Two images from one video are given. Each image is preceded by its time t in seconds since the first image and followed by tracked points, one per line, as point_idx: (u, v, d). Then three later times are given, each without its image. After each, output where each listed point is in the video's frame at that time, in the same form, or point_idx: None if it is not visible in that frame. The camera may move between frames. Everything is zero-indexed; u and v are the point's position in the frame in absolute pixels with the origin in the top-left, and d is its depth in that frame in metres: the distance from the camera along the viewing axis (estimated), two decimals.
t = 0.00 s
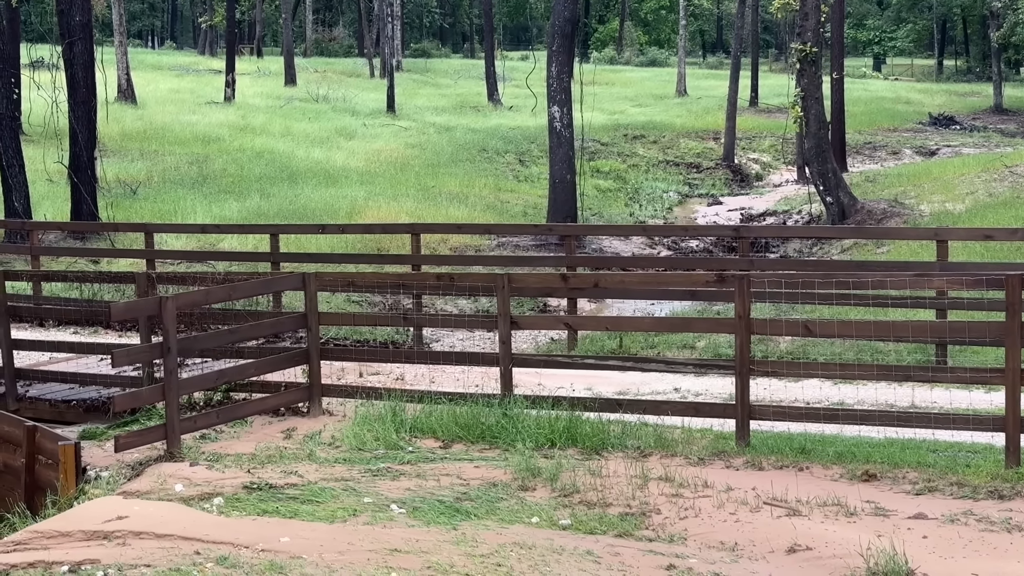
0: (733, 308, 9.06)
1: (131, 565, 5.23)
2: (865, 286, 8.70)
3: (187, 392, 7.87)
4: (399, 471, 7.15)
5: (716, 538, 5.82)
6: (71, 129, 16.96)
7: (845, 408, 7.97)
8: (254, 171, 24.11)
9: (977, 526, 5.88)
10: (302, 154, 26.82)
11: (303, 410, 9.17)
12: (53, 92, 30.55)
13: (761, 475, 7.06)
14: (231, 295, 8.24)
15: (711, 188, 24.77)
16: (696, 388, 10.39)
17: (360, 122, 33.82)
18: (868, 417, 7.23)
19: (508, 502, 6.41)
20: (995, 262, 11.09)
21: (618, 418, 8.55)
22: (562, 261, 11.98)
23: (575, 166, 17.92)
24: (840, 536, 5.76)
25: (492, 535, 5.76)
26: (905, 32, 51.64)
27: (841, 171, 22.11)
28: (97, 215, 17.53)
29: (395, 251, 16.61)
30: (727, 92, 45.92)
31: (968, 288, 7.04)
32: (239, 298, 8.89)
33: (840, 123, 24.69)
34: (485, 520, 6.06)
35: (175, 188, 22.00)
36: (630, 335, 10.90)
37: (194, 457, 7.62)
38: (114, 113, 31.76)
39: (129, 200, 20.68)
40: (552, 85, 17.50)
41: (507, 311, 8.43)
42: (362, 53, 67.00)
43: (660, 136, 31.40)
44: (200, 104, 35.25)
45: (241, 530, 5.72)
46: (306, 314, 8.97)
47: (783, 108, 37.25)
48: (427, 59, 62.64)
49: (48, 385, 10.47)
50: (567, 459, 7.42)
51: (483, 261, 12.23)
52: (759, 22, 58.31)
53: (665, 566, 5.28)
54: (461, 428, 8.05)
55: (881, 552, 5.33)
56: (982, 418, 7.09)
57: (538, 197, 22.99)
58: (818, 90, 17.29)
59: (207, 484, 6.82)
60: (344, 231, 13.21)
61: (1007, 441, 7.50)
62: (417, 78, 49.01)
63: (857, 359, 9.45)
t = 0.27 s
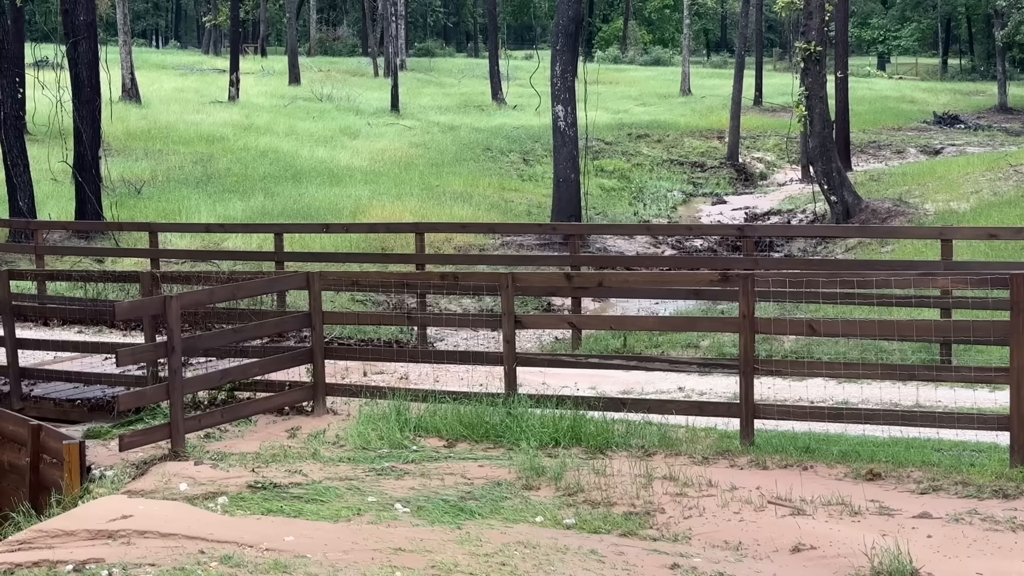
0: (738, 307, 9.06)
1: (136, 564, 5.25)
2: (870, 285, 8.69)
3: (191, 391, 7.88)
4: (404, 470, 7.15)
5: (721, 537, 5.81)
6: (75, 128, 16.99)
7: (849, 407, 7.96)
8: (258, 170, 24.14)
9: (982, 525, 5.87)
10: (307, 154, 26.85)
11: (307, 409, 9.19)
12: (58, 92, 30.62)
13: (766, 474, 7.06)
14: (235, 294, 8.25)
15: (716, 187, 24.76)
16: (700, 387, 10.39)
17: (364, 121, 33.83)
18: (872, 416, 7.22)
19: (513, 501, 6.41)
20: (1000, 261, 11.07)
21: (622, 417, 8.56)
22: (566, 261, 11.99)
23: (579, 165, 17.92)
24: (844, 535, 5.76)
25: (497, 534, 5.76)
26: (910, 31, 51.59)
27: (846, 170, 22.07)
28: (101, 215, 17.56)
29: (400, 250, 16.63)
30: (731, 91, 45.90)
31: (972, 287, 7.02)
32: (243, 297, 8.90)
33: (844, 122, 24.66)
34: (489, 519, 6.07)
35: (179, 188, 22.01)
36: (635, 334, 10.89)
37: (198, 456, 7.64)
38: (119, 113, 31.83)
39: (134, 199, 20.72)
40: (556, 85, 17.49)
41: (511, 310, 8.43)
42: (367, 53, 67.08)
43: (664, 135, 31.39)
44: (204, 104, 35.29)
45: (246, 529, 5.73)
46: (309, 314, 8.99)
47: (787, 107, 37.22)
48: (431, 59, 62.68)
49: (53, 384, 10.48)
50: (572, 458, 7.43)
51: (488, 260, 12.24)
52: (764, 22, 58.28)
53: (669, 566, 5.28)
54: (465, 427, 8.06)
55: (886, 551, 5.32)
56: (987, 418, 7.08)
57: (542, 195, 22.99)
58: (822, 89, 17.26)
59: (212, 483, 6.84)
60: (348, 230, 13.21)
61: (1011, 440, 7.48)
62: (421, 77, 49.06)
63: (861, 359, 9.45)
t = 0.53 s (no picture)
0: (740, 305, 9.05)
1: (139, 563, 5.26)
2: (873, 284, 8.68)
3: (194, 390, 7.90)
4: (406, 470, 7.16)
5: (723, 536, 5.82)
6: (78, 128, 17.01)
7: (851, 406, 7.96)
8: (261, 170, 24.16)
9: (985, 525, 5.87)
10: (309, 153, 26.87)
11: (309, 408, 9.20)
12: (61, 92, 30.66)
13: (768, 473, 7.06)
14: (238, 294, 8.25)
15: (718, 186, 24.74)
16: (703, 387, 10.39)
17: (367, 120, 33.85)
18: (875, 416, 7.21)
19: (515, 501, 6.42)
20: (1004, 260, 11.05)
21: (625, 416, 8.57)
22: (569, 260, 11.99)
23: (581, 165, 17.90)
24: (846, 534, 5.76)
25: (499, 533, 5.77)
26: (912, 30, 51.52)
27: (848, 169, 22.06)
28: (104, 215, 17.58)
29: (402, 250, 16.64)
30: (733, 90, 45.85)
31: (974, 286, 7.01)
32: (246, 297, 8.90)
33: (846, 121, 24.65)
34: (492, 518, 6.07)
35: (182, 187, 22.01)
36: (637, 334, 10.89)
37: (200, 455, 7.65)
38: (122, 113, 31.86)
39: (137, 198, 20.74)
40: (558, 85, 17.48)
41: (514, 309, 8.43)
42: (369, 53, 67.10)
43: (666, 135, 31.37)
44: (207, 104, 35.32)
45: (249, 529, 5.74)
46: (312, 313, 8.99)
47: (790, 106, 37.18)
48: (433, 58, 62.65)
49: (56, 383, 10.49)
50: (574, 457, 7.43)
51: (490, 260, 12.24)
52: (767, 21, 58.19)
53: (672, 565, 5.28)
54: (468, 427, 8.07)
55: (888, 550, 5.32)
56: (989, 417, 7.07)
57: (544, 195, 22.99)
58: (825, 89, 17.24)
59: (215, 482, 6.85)
60: (351, 230, 13.22)
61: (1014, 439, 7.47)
62: (424, 77, 49.07)
63: (864, 358, 9.44)
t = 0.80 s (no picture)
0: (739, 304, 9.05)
1: (139, 563, 5.26)
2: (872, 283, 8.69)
3: (193, 390, 7.89)
4: (406, 469, 7.16)
5: (722, 535, 5.82)
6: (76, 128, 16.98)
7: (851, 405, 7.97)
8: (259, 170, 24.15)
9: (984, 523, 5.87)
10: (307, 153, 26.86)
11: (308, 408, 9.20)
12: (59, 92, 30.65)
13: (768, 472, 7.06)
14: (237, 293, 8.25)
15: (717, 185, 24.75)
16: (702, 386, 10.40)
17: (365, 120, 33.83)
18: (874, 415, 7.21)
19: (514, 500, 6.42)
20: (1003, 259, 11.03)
21: (624, 415, 8.57)
22: (568, 259, 11.99)
23: (580, 164, 17.90)
24: (846, 533, 5.76)
25: (499, 532, 5.77)
26: (910, 29, 51.55)
27: (847, 168, 22.07)
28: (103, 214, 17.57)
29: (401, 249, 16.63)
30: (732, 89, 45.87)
31: (974, 285, 7.00)
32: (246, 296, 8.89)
33: (845, 120, 24.66)
34: (491, 517, 6.07)
35: (181, 187, 21.93)
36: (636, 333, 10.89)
37: (199, 455, 7.64)
38: (120, 112, 31.85)
39: (135, 198, 20.73)
40: (557, 84, 17.47)
41: (513, 308, 8.43)
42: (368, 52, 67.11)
43: (665, 134, 31.37)
44: (205, 103, 35.30)
45: (248, 528, 5.74)
46: (311, 313, 8.99)
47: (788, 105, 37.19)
48: (431, 58, 62.64)
49: (54, 383, 10.49)
50: (573, 456, 7.44)
51: (488, 259, 12.24)
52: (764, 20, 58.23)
53: (671, 564, 5.28)
54: (467, 426, 8.07)
55: (887, 548, 5.32)
56: (988, 416, 7.07)
57: (543, 194, 23.00)
58: (823, 88, 17.24)
59: (214, 481, 6.85)
60: (349, 229, 13.21)
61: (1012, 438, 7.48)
62: (422, 76, 49.08)
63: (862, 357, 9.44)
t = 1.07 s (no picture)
0: (733, 304, 9.06)
1: (133, 563, 5.24)
2: (865, 282, 8.70)
3: (188, 390, 7.87)
4: (400, 469, 7.15)
5: (717, 534, 5.82)
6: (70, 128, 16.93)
7: (845, 404, 7.98)
8: (254, 170, 24.11)
9: (978, 522, 5.88)
10: (301, 153, 26.82)
11: (303, 408, 9.18)
12: (53, 92, 30.57)
13: (762, 471, 7.07)
14: (231, 293, 8.23)
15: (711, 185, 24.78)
16: (697, 385, 10.40)
17: (360, 120, 33.80)
18: (868, 414, 7.22)
19: (509, 500, 6.41)
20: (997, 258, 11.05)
21: (619, 415, 8.57)
22: (562, 258, 11.98)
23: (574, 164, 17.89)
24: (840, 532, 5.76)
25: (493, 532, 5.76)
26: (904, 29, 51.66)
27: (840, 168, 22.11)
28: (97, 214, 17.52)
29: (395, 249, 16.61)
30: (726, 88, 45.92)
31: (968, 284, 7.01)
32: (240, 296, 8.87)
33: (839, 120, 24.71)
34: (486, 517, 6.07)
35: (175, 186, 21.88)
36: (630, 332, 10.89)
37: (194, 455, 7.62)
38: (113, 112, 31.77)
39: (129, 198, 20.68)
40: (551, 83, 17.47)
41: (507, 308, 8.42)
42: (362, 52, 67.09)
43: (659, 134, 31.40)
44: (199, 103, 35.23)
45: (242, 528, 5.73)
46: (305, 313, 8.97)
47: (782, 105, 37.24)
48: (425, 57, 62.62)
49: (48, 383, 10.45)
50: (568, 456, 7.43)
51: (483, 259, 12.23)
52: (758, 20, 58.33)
53: (666, 563, 5.28)
54: (462, 426, 8.06)
55: (881, 547, 5.32)
56: (983, 415, 7.08)
57: (537, 194, 22.99)
58: (817, 87, 17.26)
59: (209, 482, 6.83)
60: (343, 229, 13.18)
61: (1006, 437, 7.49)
62: (416, 76, 49.05)
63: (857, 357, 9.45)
